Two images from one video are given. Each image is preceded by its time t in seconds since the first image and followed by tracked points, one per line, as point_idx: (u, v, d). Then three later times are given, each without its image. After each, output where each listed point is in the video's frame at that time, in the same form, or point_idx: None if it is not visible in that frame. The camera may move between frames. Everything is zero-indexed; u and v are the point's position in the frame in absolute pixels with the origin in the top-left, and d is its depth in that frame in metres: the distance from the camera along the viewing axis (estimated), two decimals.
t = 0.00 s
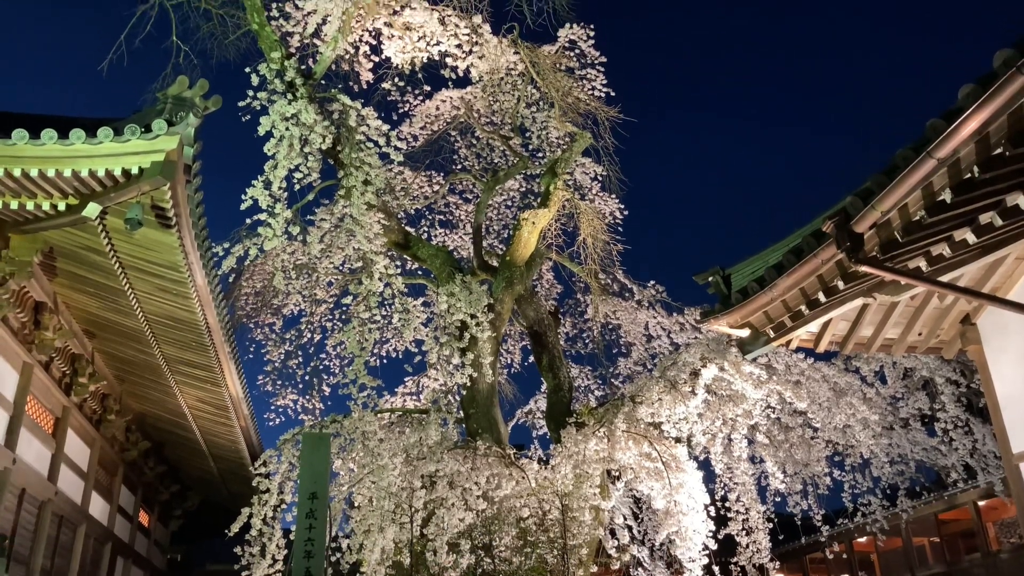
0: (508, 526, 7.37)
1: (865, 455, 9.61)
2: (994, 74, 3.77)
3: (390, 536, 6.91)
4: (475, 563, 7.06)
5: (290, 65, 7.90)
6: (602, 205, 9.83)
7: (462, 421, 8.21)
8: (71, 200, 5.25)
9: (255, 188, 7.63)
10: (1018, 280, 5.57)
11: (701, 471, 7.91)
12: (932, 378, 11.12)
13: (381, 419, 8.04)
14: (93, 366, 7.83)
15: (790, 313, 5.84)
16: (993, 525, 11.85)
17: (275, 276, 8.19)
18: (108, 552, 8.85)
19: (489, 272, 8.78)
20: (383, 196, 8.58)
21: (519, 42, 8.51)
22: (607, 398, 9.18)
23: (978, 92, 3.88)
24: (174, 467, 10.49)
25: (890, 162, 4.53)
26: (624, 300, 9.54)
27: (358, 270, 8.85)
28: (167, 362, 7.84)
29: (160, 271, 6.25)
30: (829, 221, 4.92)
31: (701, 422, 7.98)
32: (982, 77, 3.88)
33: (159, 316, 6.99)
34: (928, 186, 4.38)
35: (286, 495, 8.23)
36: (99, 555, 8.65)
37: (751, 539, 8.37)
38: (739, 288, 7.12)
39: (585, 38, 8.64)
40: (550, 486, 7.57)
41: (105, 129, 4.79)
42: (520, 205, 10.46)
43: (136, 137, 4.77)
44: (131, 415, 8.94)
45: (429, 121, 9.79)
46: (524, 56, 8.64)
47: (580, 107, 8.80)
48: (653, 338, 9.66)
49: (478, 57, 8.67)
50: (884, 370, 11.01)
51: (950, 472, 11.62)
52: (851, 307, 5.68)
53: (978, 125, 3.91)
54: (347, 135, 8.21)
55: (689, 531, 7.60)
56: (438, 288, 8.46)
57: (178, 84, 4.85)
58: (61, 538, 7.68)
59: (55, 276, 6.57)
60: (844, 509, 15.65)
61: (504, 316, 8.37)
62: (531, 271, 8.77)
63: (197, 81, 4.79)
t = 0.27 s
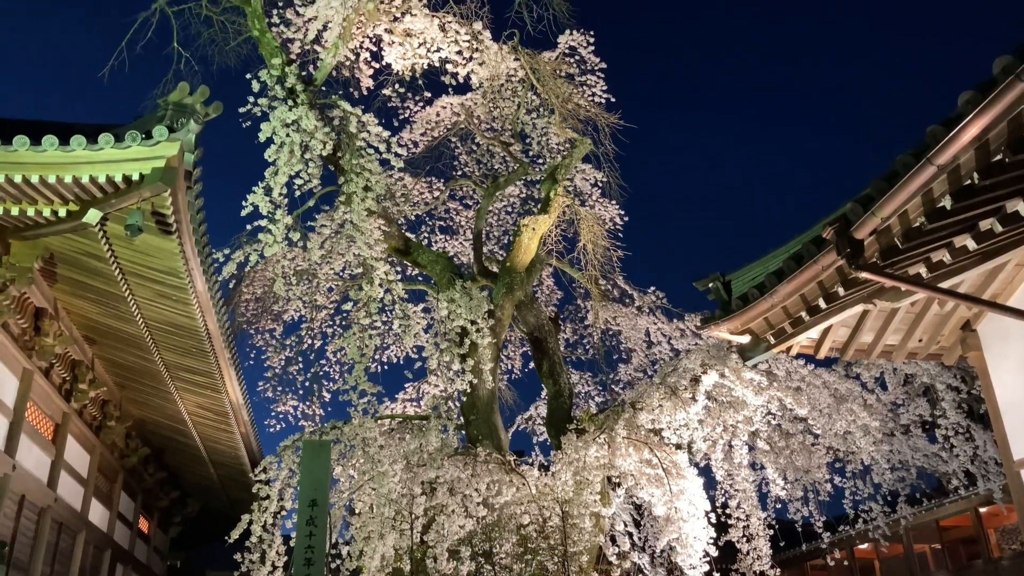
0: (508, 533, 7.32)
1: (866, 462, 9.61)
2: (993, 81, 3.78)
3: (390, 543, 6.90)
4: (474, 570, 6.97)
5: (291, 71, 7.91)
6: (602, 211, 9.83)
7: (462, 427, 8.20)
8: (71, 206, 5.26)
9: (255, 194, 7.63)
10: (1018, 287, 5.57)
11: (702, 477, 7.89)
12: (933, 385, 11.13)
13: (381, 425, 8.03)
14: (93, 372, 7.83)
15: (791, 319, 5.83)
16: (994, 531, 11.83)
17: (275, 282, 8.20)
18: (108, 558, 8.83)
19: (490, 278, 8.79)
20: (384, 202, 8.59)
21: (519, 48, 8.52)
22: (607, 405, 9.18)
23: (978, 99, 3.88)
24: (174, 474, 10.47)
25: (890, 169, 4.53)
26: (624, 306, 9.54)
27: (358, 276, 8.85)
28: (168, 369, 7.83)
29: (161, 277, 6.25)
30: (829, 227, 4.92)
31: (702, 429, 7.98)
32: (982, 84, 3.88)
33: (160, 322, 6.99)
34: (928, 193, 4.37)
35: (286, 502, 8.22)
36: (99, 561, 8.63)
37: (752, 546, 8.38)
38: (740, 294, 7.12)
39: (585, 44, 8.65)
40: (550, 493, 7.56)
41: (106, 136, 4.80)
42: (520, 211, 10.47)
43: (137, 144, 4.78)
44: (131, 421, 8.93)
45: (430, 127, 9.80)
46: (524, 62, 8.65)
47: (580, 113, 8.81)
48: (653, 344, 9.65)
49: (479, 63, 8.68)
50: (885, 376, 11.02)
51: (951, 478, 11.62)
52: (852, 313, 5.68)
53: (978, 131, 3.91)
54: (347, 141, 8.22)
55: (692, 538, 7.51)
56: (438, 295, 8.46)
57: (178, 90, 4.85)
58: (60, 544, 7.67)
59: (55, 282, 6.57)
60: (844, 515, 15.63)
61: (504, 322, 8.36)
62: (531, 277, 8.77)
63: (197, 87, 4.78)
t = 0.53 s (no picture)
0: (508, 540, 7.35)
1: (867, 468, 9.59)
2: (993, 88, 3.78)
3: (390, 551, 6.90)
4: None
5: (292, 78, 7.92)
6: (602, 217, 9.84)
7: (462, 434, 8.18)
8: (72, 213, 5.26)
9: (256, 200, 7.65)
10: (1018, 293, 5.57)
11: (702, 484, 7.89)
12: (934, 392, 11.16)
13: (381, 431, 8.03)
14: (93, 379, 7.83)
15: (792, 325, 5.83)
16: (995, 538, 11.78)
17: (276, 289, 8.21)
18: (108, 564, 8.82)
19: (490, 285, 8.79)
20: (384, 209, 8.60)
21: (519, 56, 8.54)
22: (608, 411, 9.17)
23: (978, 106, 3.89)
24: (174, 480, 10.46)
25: (890, 176, 4.53)
26: (625, 313, 9.54)
27: (359, 282, 8.86)
28: (168, 375, 7.83)
29: (161, 284, 6.25)
30: (830, 234, 4.92)
31: (702, 436, 7.97)
32: (981, 91, 3.88)
33: (160, 329, 6.99)
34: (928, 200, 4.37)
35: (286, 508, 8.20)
36: (98, 568, 8.62)
37: (753, 554, 8.32)
38: (740, 300, 7.12)
39: (585, 52, 8.68)
40: (551, 500, 7.55)
41: (107, 142, 4.80)
42: (521, 217, 10.48)
43: (138, 150, 4.79)
44: (131, 427, 8.92)
45: (431, 134, 9.82)
46: (524, 69, 8.66)
47: (580, 120, 8.82)
48: (654, 350, 9.65)
49: (479, 70, 8.70)
50: (886, 383, 11.03)
51: (952, 485, 11.64)
52: (852, 320, 5.67)
53: (978, 138, 3.91)
54: (348, 148, 8.23)
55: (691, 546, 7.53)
56: (438, 301, 8.46)
57: (179, 97, 4.86)
58: (60, 551, 7.66)
59: (56, 288, 6.57)
60: (845, 522, 15.60)
61: (504, 329, 8.36)
62: (531, 283, 8.78)
63: (198, 94, 4.79)
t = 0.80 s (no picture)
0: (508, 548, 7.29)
1: (868, 476, 9.58)
2: (992, 96, 3.79)
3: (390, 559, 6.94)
4: None
5: (292, 85, 7.93)
6: (603, 224, 9.84)
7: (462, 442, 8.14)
8: (73, 220, 5.27)
9: (257, 207, 7.66)
10: (1019, 300, 5.56)
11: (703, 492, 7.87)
12: (934, 399, 11.18)
13: (382, 438, 8.02)
14: (94, 386, 7.82)
15: (792, 332, 5.82)
16: (997, 546, 11.73)
17: (276, 295, 8.22)
18: (107, 572, 8.80)
19: (491, 291, 8.79)
20: (385, 216, 8.61)
21: (519, 63, 8.56)
22: (608, 418, 9.17)
23: (977, 113, 3.89)
24: (174, 487, 10.45)
25: (890, 183, 4.53)
26: (625, 319, 9.54)
27: (359, 289, 8.86)
28: (168, 382, 7.83)
29: (162, 290, 6.26)
30: (830, 241, 4.92)
31: (703, 443, 7.98)
32: (981, 98, 3.89)
33: (161, 336, 6.99)
34: (928, 207, 4.38)
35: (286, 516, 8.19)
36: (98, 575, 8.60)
37: (753, 561, 8.32)
38: (740, 307, 7.12)
39: (585, 59, 8.70)
40: (551, 508, 7.54)
41: (108, 149, 4.81)
42: (521, 224, 10.49)
43: (138, 157, 4.79)
44: (131, 434, 8.92)
45: (431, 141, 9.84)
46: (525, 77, 8.68)
47: (580, 127, 8.84)
48: (655, 357, 9.65)
49: (480, 77, 8.72)
50: (887, 390, 11.04)
51: (953, 492, 11.62)
52: (853, 327, 5.66)
53: (978, 145, 3.92)
54: (348, 155, 8.24)
55: (692, 554, 7.50)
56: (439, 308, 8.46)
57: (180, 105, 4.86)
58: (59, 558, 7.64)
59: (57, 295, 6.57)
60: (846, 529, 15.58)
61: (505, 335, 8.36)
62: (532, 290, 8.78)
63: (199, 101, 4.79)
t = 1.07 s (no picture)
0: (508, 555, 7.29)
1: (869, 483, 9.56)
2: (992, 103, 3.78)
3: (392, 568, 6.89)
4: None
5: (293, 93, 7.95)
6: (603, 231, 9.84)
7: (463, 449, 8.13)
8: (74, 227, 5.27)
9: (258, 214, 7.67)
10: (1020, 307, 5.55)
11: (704, 499, 7.85)
12: (936, 406, 11.17)
13: (382, 446, 8.00)
14: (94, 393, 7.82)
15: (793, 339, 5.80)
16: (999, 553, 11.58)
17: (277, 302, 8.23)
18: None
19: (492, 298, 8.79)
20: (386, 223, 8.61)
21: (519, 70, 8.58)
22: (609, 426, 9.15)
23: (977, 121, 3.90)
24: (174, 494, 10.43)
25: (890, 191, 4.53)
26: (626, 326, 9.54)
27: (360, 296, 8.85)
28: (169, 389, 7.83)
29: (162, 297, 6.26)
30: (830, 249, 4.92)
31: (704, 450, 7.98)
32: (981, 106, 3.89)
33: (161, 343, 6.99)
34: (928, 215, 4.38)
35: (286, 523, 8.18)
36: None
37: (755, 569, 8.25)
38: (741, 315, 7.12)
39: (585, 67, 8.72)
40: (552, 515, 7.52)
41: (109, 157, 4.82)
42: (522, 231, 10.50)
43: (139, 165, 4.79)
44: (131, 441, 8.91)
45: (432, 148, 9.85)
46: (526, 84, 8.70)
47: (581, 134, 8.85)
48: (656, 364, 9.64)
49: (480, 85, 8.73)
50: (888, 398, 11.06)
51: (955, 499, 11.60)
52: (854, 334, 5.65)
53: (978, 153, 3.91)
54: (349, 162, 8.26)
55: (693, 561, 7.47)
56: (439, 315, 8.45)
57: (182, 112, 4.85)
58: (59, 566, 7.62)
59: (58, 302, 6.57)
60: (848, 537, 15.54)
61: (506, 342, 8.35)
62: (532, 297, 8.77)
63: (200, 109, 4.79)
